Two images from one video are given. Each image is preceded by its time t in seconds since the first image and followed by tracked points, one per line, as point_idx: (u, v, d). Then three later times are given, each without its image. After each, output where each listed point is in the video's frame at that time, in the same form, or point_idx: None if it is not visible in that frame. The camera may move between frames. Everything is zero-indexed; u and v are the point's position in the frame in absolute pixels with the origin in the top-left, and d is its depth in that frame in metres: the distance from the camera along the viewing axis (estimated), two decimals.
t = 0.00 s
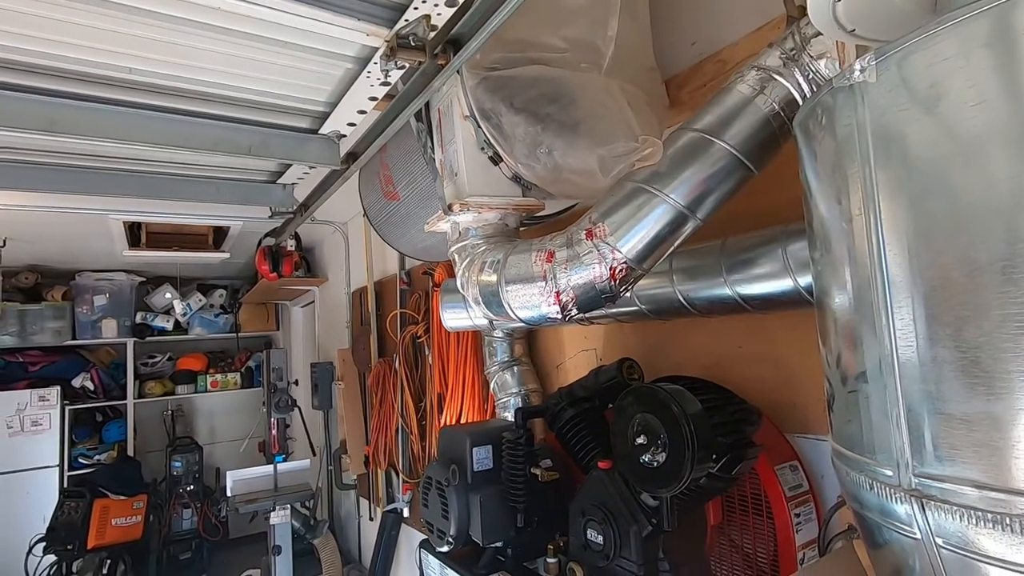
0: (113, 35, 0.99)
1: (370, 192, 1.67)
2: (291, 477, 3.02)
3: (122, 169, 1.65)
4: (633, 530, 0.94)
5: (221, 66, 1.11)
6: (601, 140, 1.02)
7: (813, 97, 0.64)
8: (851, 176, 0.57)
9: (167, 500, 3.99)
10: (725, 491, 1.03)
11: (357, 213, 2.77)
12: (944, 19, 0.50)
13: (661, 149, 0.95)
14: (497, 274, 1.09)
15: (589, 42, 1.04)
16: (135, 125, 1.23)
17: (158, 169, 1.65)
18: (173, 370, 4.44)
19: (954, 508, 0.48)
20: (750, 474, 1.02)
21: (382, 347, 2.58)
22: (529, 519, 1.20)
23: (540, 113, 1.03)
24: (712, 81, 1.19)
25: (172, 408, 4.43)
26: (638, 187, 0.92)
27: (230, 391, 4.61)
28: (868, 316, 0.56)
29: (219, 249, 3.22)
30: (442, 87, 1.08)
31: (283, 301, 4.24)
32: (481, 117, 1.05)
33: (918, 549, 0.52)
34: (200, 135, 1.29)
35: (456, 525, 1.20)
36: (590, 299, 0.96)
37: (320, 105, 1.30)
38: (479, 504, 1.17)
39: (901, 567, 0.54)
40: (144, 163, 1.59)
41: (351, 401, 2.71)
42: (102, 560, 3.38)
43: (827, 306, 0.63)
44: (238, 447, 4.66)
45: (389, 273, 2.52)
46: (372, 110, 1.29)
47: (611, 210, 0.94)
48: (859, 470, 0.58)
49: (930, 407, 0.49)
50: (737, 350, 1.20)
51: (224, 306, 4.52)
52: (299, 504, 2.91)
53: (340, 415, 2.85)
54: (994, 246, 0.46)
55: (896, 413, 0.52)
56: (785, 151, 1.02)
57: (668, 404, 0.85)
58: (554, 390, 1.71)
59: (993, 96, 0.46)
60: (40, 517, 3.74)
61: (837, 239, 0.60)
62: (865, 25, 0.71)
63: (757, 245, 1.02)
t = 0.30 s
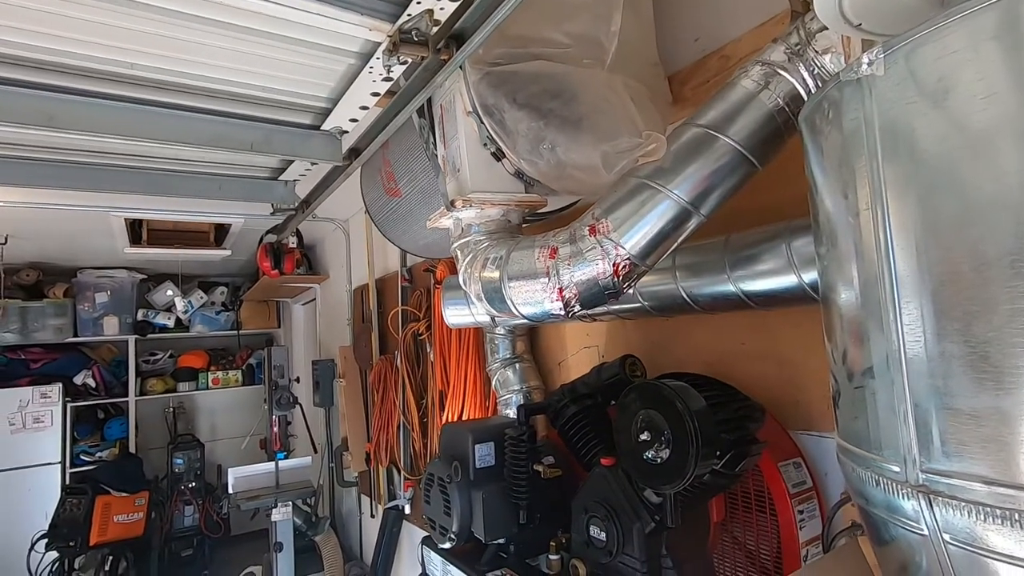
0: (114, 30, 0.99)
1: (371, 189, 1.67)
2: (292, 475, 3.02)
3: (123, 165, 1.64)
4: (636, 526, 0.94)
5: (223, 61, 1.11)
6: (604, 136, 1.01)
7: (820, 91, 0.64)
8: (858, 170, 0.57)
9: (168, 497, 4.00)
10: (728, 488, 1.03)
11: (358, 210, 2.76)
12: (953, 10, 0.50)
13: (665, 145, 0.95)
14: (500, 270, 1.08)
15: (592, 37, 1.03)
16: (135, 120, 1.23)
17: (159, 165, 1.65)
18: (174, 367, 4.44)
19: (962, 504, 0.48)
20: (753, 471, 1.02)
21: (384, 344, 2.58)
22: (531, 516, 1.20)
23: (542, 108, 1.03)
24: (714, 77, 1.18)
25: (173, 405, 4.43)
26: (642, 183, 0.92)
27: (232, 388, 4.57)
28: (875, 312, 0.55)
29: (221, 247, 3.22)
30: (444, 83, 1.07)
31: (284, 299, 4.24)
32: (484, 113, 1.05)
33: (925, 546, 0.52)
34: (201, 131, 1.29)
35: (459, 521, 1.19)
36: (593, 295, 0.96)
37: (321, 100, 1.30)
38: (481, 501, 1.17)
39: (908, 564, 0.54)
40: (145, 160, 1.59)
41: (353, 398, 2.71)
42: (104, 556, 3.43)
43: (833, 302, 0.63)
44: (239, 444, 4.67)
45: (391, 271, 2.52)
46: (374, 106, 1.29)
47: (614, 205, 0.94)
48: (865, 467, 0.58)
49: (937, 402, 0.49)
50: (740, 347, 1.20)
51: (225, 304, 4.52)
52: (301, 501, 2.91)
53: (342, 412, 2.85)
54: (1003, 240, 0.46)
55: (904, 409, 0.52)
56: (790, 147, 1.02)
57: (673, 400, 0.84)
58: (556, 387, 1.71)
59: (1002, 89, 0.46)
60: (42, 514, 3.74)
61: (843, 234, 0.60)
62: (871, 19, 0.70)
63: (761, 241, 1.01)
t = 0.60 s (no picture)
0: (109, 13, 0.98)
1: (371, 179, 1.66)
2: (292, 467, 3.04)
3: (121, 154, 1.63)
4: (637, 517, 0.93)
5: (219, 47, 1.09)
6: (607, 123, 1.00)
7: (828, 73, 0.63)
8: (866, 153, 0.56)
9: (169, 489, 4.00)
10: (730, 480, 1.02)
11: (358, 203, 2.75)
12: None
13: (668, 131, 0.93)
14: (501, 259, 1.07)
15: (594, 23, 1.02)
16: (132, 106, 1.22)
17: (157, 154, 1.64)
18: (175, 360, 4.44)
19: (971, 492, 0.47)
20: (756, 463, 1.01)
21: (384, 337, 2.58)
22: (530, 507, 1.19)
23: (544, 95, 1.01)
24: (718, 66, 1.17)
25: (174, 398, 4.44)
26: (645, 171, 0.90)
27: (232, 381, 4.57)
28: (884, 298, 0.54)
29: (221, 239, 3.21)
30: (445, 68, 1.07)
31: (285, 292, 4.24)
32: (485, 100, 1.03)
33: (933, 535, 0.51)
34: (199, 118, 1.28)
35: (458, 513, 1.19)
36: (595, 284, 0.95)
37: (321, 88, 1.29)
38: (482, 492, 1.17)
39: (915, 554, 0.53)
40: (143, 148, 1.58)
41: (353, 391, 2.70)
42: (105, 548, 3.38)
43: (840, 290, 0.61)
44: (240, 437, 4.68)
45: (391, 263, 2.51)
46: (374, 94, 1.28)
47: (616, 193, 0.93)
48: (872, 455, 0.56)
49: (947, 388, 0.48)
50: (742, 337, 1.19)
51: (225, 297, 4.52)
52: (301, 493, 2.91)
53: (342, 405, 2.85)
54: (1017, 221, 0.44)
55: (912, 397, 0.51)
56: (795, 134, 1.00)
57: (675, 390, 0.83)
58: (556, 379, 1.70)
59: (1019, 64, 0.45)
60: (43, 505, 3.75)
61: (850, 219, 0.59)
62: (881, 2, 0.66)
63: (764, 230, 1.00)
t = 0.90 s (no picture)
0: None
1: (368, 170, 1.64)
2: (291, 459, 3.02)
3: (115, 143, 1.62)
4: (634, 509, 0.93)
5: (214, 33, 1.08)
6: (606, 112, 0.99)
7: (830, 58, 0.62)
8: (868, 138, 0.55)
9: (167, 482, 4.00)
10: (728, 471, 1.02)
11: (355, 195, 2.74)
12: None
13: (667, 120, 0.92)
14: (498, 249, 1.05)
15: (593, 11, 1.00)
16: (125, 93, 1.20)
17: (152, 143, 1.63)
18: (172, 352, 4.43)
19: (972, 481, 0.46)
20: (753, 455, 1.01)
21: (381, 330, 2.57)
22: (527, 499, 1.19)
23: (542, 83, 1.00)
24: (718, 55, 1.16)
25: (172, 391, 4.44)
26: (644, 161, 0.90)
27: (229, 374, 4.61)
28: (885, 287, 0.53)
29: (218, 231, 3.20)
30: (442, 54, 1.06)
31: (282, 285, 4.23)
32: (483, 88, 1.02)
33: (932, 526, 0.50)
34: (193, 105, 1.27)
35: (455, 504, 1.18)
36: (593, 275, 0.94)
37: (316, 76, 1.27)
38: (478, 484, 1.16)
39: (913, 545, 0.53)
40: (138, 137, 1.57)
41: (350, 384, 2.70)
42: (102, 540, 3.36)
43: (841, 279, 0.61)
44: (238, 430, 4.68)
45: (389, 256, 2.50)
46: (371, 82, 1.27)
47: (615, 183, 0.92)
48: (871, 445, 0.56)
49: (948, 376, 0.48)
50: (740, 329, 1.19)
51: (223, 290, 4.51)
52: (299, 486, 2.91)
53: (339, 398, 2.84)
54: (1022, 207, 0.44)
55: (913, 386, 0.50)
56: (796, 123, 0.99)
57: (672, 381, 0.82)
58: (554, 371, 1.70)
59: None
60: (40, 497, 3.74)
61: (851, 207, 0.58)
62: None
63: (763, 222, 0.99)
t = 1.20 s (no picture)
0: None
1: (360, 158, 1.62)
2: (280, 452, 3.02)
3: (101, 127, 1.59)
4: (625, 498, 0.92)
5: (202, 13, 1.07)
6: (600, 97, 0.97)
7: (827, 41, 0.61)
8: (865, 119, 0.54)
9: (154, 475, 3.96)
10: (719, 460, 1.01)
11: (346, 186, 2.72)
12: None
13: (662, 106, 0.91)
14: (490, 236, 1.04)
15: None
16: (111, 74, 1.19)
17: (139, 128, 1.61)
18: (160, 345, 4.39)
19: (968, 462, 0.46)
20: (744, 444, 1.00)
21: (372, 322, 2.55)
22: (518, 489, 1.19)
23: (537, 67, 0.98)
24: (714, 44, 1.15)
25: (160, 383, 4.40)
26: (639, 147, 0.89)
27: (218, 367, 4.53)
28: (882, 271, 0.53)
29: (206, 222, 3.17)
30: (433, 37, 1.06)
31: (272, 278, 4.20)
32: (477, 73, 1.01)
33: (927, 509, 0.50)
34: (181, 87, 1.25)
35: (445, 494, 1.18)
36: (586, 262, 0.93)
37: (306, 60, 1.27)
38: (470, 473, 1.16)
39: (907, 530, 0.52)
40: (124, 121, 1.55)
41: (341, 376, 2.68)
42: (88, 533, 3.34)
43: (836, 263, 0.60)
44: (226, 423, 4.65)
45: (380, 248, 2.49)
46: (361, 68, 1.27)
47: (609, 169, 0.91)
48: (865, 429, 0.55)
49: (944, 358, 0.47)
50: (731, 319, 1.18)
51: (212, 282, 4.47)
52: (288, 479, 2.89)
53: (329, 391, 2.83)
54: None
55: (909, 369, 0.50)
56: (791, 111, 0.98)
57: (664, 367, 0.82)
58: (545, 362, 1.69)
59: None
60: (25, 490, 3.70)
61: (848, 190, 0.57)
62: None
63: (756, 211, 0.99)
